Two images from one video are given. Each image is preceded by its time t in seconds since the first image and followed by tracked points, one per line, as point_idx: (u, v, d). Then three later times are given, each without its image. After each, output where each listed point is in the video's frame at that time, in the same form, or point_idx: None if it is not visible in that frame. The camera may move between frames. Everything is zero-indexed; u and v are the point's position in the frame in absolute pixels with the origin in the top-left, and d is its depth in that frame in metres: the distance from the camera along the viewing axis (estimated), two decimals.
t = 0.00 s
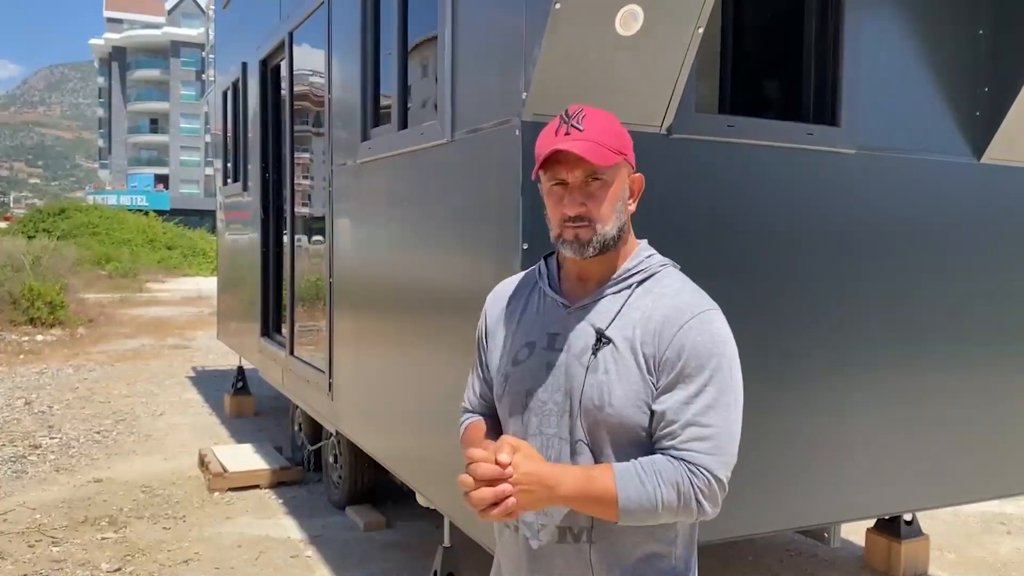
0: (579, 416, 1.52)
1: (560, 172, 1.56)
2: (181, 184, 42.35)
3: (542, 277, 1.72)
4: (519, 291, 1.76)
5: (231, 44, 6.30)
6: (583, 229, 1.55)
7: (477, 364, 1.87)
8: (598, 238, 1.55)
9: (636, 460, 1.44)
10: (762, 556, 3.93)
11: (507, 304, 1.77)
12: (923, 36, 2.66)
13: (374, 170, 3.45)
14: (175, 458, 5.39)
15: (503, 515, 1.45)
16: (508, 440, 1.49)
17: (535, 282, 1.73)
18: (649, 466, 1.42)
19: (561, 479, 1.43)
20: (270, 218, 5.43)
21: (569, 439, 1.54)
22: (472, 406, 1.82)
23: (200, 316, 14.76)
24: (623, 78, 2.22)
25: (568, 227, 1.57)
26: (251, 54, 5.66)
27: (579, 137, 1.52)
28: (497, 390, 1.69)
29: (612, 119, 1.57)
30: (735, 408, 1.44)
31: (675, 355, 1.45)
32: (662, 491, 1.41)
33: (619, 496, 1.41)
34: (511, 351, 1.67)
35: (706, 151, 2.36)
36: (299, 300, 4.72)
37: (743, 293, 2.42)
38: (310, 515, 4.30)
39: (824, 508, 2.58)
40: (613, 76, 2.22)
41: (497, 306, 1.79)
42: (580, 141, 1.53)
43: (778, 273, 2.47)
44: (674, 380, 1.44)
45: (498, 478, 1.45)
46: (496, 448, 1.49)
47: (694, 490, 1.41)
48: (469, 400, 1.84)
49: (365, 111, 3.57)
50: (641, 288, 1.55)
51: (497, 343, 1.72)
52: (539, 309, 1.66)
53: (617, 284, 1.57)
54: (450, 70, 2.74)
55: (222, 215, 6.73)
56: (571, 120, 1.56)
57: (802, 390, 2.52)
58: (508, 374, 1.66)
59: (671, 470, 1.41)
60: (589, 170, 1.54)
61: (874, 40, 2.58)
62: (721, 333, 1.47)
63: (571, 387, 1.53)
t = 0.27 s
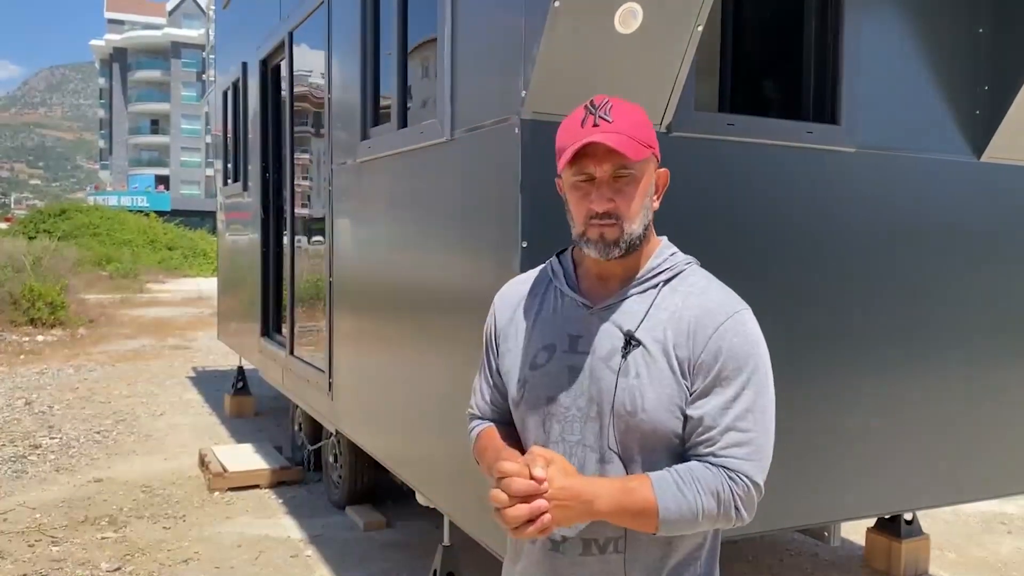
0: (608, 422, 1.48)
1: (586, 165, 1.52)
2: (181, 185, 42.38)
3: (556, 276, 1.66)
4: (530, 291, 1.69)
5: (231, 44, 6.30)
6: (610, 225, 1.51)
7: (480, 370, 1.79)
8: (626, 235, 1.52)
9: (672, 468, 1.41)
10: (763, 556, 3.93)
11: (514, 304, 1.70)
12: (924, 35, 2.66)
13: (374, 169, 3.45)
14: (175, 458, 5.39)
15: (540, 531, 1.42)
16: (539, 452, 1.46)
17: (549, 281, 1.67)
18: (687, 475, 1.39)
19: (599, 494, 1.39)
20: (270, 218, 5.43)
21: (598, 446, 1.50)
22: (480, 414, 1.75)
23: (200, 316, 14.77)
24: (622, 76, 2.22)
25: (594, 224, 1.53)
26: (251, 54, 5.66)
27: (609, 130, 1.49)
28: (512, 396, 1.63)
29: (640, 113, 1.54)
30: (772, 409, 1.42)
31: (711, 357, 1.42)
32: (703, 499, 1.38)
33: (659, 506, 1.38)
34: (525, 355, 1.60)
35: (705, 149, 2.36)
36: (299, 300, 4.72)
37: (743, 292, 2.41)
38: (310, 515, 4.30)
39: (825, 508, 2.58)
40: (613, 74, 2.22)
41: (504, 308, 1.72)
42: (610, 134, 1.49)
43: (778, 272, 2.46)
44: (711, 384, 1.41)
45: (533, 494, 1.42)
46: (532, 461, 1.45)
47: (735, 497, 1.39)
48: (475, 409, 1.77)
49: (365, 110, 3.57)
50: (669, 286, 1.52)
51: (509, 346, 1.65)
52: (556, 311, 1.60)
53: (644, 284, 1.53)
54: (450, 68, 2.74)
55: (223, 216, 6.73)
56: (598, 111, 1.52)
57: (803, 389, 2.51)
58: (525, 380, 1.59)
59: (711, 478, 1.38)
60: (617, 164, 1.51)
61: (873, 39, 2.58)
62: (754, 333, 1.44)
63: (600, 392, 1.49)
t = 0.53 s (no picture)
0: (623, 430, 1.46)
1: (608, 154, 1.51)
2: (182, 185, 42.38)
3: (572, 277, 1.64)
4: (547, 290, 1.68)
5: (230, 44, 6.30)
6: (630, 216, 1.50)
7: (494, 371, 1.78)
8: (645, 225, 1.50)
9: (687, 481, 1.39)
10: (762, 556, 3.92)
11: (529, 305, 1.69)
12: (922, 34, 2.65)
13: (372, 168, 3.45)
14: (174, 458, 5.39)
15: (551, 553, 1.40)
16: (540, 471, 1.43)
17: (564, 282, 1.65)
18: (701, 489, 1.37)
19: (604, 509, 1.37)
20: (270, 218, 5.43)
21: (613, 456, 1.47)
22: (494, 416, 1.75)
23: (200, 317, 14.76)
24: (620, 73, 2.22)
25: (616, 216, 1.51)
26: (250, 54, 5.66)
27: (633, 118, 1.48)
28: (524, 399, 1.61)
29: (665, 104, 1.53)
30: (793, 422, 1.38)
31: (731, 365, 1.39)
32: (716, 515, 1.35)
33: (670, 521, 1.35)
34: (540, 357, 1.59)
35: (703, 148, 2.36)
36: (298, 300, 4.71)
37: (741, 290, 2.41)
38: (308, 515, 4.30)
39: (823, 507, 2.57)
40: (611, 73, 2.21)
41: (519, 309, 1.71)
42: (634, 122, 1.48)
43: (776, 272, 2.46)
44: (730, 394, 1.38)
45: (535, 517, 1.40)
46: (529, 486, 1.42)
47: (750, 514, 1.36)
48: (489, 411, 1.76)
49: (363, 110, 3.56)
50: (689, 289, 1.49)
51: (523, 348, 1.64)
52: (571, 312, 1.59)
53: (663, 287, 1.51)
54: (447, 67, 2.73)
55: (222, 216, 6.73)
56: (621, 98, 1.51)
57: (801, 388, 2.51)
58: (538, 383, 1.58)
59: (726, 493, 1.36)
60: (641, 154, 1.50)
61: (872, 38, 2.57)
62: (779, 339, 1.41)
63: (616, 399, 1.46)
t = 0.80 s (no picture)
0: (628, 433, 1.46)
1: (622, 146, 1.51)
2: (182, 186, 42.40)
3: (579, 274, 1.65)
4: (551, 289, 1.70)
5: (230, 44, 6.30)
6: (642, 206, 1.50)
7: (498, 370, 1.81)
8: (656, 217, 1.50)
9: (706, 493, 1.37)
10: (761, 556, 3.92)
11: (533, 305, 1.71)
12: (920, 34, 2.65)
13: (371, 169, 3.45)
14: (173, 459, 5.39)
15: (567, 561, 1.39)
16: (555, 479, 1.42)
17: (570, 280, 1.67)
18: (721, 499, 1.35)
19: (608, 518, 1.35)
20: (269, 218, 5.43)
21: (618, 460, 1.47)
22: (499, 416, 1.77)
23: (200, 318, 14.76)
24: (617, 74, 2.22)
25: (628, 208, 1.51)
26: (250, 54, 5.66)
27: (650, 109, 1.48)
28: (526, 398, 1.62)
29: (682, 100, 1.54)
30: (809, 425, 1.37)
31: (742, 367, 1.38)
32: (737, 526, 1.33)
33: (687, 532, 1.33)
34: (542, 356, 1.61)
35: (701, 148, 2.36)
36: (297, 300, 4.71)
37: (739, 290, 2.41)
38: (307, 516, 4.30)
39: (821, 507, 2.57)
40: (608, 73, 2.21)
41: (524, 309, 1.73)
42: (651, 112, 1.48)
43: (773, 272, 2.46)
44: (741, 397, 1.37)
45: (545, 531, 1.39)
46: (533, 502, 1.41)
47: (772, 523, 1.34)
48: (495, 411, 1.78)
49: (362, 110, 3.56)
50: (697, 288, 1.49)
51: (527, 346, 1.65)
52: (574, 310, 1.60)
53: (669, 287, 1.51)
54: (445, 67, 2.73)
55: (222, 217, 6.73)
56: (638, 90, 1.51)
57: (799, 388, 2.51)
58: (541, 382, 1.59)
59: (747, 503, 1.34)
60: (656, 147, 1.50)
61: (869, 38, 2.57)
62: (792, 340, 1.40)
63: (620, 401, 1.46)
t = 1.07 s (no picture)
0: (626, 438, 1.45)
1: (620, 144, 1.52)
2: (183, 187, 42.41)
3: (568, 276, 1.64)
4: (535, 290, 1.68)
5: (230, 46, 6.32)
6: (638, 205, 1.50)
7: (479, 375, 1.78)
8: (652, 217, 1.50)
9: (719, 507, 1.37)
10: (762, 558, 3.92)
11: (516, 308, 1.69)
12: (920, 36, 2.65)
13: (371, 170, 3.45)
14: (174, 460, 5.39)
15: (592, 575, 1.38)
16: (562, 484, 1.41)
17: (557, 282, 1.66)
18: (735, 512, 1.35)
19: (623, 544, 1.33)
20: (270, 219, 5.44)
21: (616, 466, 1.46)
22: (486, 422, 1.75)
23: (201, 319, 14.77)
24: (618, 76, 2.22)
25: (624, 207, 1.51)
26: (250, 56, 5.67)
27: (649, 106, 1.49)
28: (515, 404, 1.60)
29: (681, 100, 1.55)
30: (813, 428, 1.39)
31: (744, 371, 1.39)
32: (753, 536, 1.34)
33: (704, 546, 1.33)
34: (530, 360, 1.59)
35: (701, 150, 2.36)
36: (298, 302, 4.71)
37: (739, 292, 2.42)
38: (308, 517, 4.30)
39: (822, 509, 2.57)
40: (609, 76, 2.21)
41: (507, 311, 1.71)
42: (650, 110, 1.49)
43: (774, 273, 2.47)
44: (746, 402, 1.38)
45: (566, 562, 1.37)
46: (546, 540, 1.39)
47: (784, 528, 1.36)
48: (480, 416, 1.76)
49: (362, 112, 3.57)
50: (691, 290, 1.50)
51: (512, 349, 1.63)
52: (562, 313, 1.59)
53: (664, 289, 1.51)
54: (445, 69, 2.73)
55: (223, 218, 6.73)
56: (637, 88, 1.52)
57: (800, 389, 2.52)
58: (531, 387, 1.57)
59: (760, 512, 1.35)
60: (654, 145, 1.50)
61: (869, 39, 2.57)
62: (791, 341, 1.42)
63: (617, 406, 1.46)
